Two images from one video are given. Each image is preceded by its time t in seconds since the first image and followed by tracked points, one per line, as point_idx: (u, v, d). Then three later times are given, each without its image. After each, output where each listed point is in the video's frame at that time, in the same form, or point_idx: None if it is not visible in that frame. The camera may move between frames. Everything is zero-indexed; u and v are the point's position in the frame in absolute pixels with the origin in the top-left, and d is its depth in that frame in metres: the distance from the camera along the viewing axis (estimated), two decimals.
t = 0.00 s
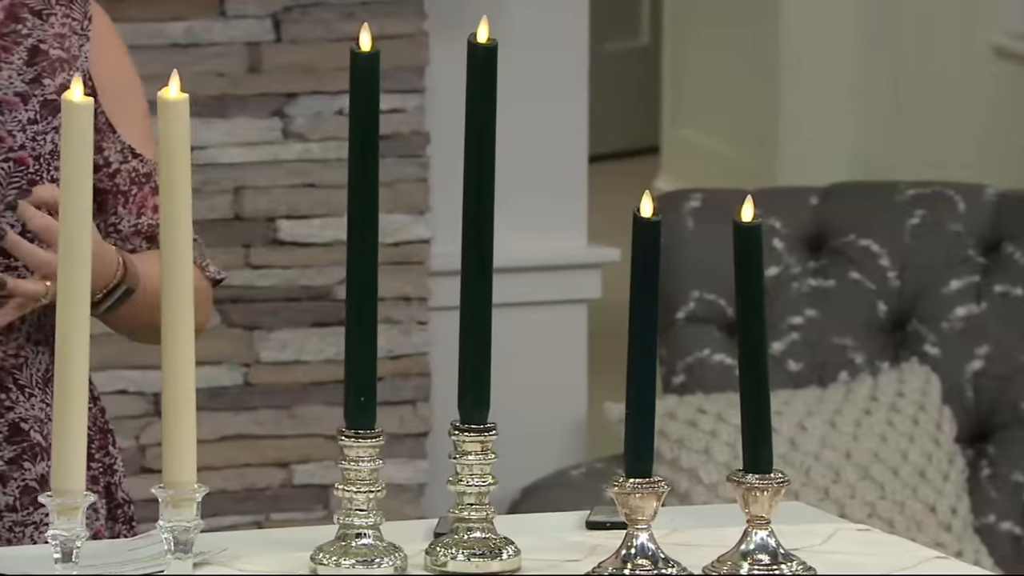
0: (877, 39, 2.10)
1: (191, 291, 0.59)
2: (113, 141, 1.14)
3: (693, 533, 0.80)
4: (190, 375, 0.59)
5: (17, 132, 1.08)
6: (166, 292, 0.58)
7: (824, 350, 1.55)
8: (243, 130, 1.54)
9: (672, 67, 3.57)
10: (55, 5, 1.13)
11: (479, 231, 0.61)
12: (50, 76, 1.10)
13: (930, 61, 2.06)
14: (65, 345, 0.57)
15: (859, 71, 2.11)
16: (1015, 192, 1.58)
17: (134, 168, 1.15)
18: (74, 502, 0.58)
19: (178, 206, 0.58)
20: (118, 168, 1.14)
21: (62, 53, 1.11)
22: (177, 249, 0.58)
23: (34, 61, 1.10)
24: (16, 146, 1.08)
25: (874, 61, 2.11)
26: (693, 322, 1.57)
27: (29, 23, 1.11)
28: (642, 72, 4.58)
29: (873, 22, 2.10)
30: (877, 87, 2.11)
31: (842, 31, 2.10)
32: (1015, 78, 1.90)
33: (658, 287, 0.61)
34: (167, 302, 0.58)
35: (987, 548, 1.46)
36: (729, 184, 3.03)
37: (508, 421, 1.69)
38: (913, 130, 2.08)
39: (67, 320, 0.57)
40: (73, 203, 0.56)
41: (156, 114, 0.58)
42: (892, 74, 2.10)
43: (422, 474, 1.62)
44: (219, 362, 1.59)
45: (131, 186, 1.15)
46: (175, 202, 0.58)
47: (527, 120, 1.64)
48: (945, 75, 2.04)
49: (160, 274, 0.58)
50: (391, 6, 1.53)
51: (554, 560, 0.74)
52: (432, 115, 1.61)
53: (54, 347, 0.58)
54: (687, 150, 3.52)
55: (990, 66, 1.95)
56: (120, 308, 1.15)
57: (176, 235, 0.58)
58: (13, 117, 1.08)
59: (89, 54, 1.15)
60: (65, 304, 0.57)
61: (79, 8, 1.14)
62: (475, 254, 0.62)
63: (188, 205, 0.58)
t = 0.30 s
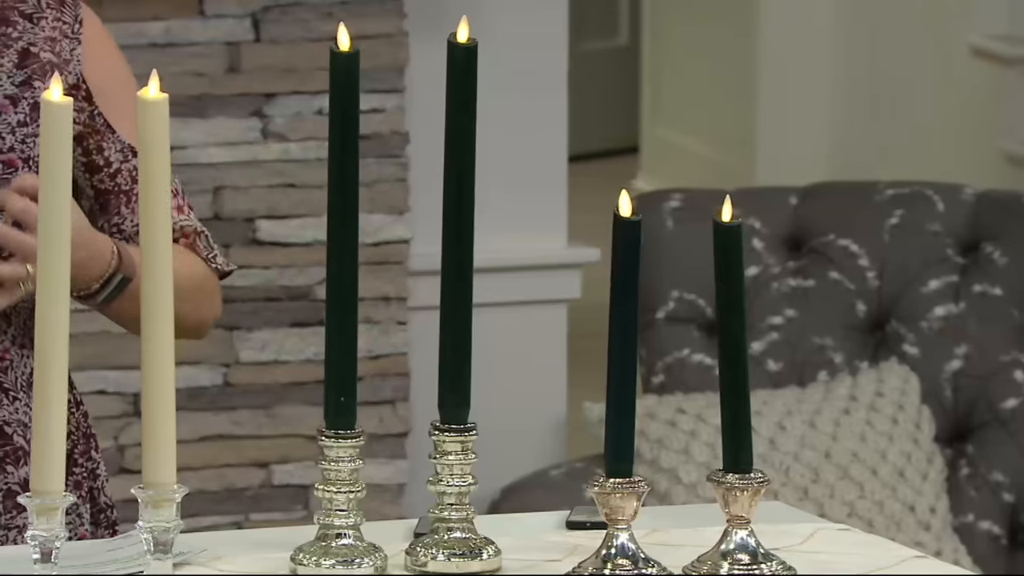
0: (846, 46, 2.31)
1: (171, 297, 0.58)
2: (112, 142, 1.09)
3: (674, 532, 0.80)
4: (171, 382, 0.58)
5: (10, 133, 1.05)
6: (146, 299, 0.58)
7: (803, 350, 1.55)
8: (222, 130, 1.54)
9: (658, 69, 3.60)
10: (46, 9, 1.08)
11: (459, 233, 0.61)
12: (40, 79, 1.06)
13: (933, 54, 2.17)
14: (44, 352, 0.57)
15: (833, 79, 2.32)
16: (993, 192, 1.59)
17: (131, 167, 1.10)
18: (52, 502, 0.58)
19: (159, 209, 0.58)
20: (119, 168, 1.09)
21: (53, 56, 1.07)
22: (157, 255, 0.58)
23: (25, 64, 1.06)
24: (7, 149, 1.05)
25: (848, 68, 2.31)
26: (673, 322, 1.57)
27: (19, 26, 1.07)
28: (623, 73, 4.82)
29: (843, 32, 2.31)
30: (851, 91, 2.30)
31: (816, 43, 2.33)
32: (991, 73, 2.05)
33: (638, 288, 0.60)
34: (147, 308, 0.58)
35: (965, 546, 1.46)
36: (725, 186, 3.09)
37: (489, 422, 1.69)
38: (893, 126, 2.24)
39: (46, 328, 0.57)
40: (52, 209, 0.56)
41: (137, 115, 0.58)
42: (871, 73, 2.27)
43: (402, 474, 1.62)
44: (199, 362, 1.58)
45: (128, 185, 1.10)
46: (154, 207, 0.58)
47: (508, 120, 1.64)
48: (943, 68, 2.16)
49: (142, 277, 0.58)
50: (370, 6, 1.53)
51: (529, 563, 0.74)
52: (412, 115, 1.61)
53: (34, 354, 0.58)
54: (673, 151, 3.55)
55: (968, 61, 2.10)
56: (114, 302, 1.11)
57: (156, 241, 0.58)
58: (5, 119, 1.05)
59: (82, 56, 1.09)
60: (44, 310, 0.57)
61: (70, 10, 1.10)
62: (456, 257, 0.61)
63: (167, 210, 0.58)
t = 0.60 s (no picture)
0: (828, 54, 2.49)
1: (158, 297, 0.59)
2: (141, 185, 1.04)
3: (655, 529, 0.81)
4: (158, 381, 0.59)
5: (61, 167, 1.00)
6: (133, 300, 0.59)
7: (784, 349, 1.56)
8: (207, 131, 1.54)
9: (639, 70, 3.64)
10: (105, 46, 1.06)
11: (443, 233, 0.61)
12: (96, 115, 1.02)
13: (915, 55, 2.27)
14: (31, 353, 0.58)
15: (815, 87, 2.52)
16: (971, 193, 1.60)
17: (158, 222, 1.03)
18: (39, 501, 0.59)
19: (146, 210, 0.58)
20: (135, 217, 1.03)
21: (110, 93, 1.03)
22: (143, 255, 0.58)
23: (82, 99, 1.03)
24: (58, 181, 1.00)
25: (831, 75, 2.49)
26: (655, 321, 1.58)
27: (79, 61, 1.04)
28: (604, 75, 4.88)
29: (826, 42, 2.49)
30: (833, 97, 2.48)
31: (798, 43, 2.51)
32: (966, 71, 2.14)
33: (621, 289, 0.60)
34: (134, 309, 0.59)
35: (943, 543, 1.47)
36: (706, 187, 3.13)
37: (472, 423, 1.70)
38: (876, 126, 2.38)
39: (33, 328, 0.57)
40: (38, 212, 0.56)
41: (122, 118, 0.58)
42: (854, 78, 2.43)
43: (386, 473, 1.63)
44: (184, 362, 1.59)
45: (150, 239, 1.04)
46: (141, 209, 0.58)
47: (492, 121, 1.65)
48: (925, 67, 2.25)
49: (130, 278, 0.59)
50: (355, 7, 1.54)
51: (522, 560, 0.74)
52: (396, 116, 1.61)
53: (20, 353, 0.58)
54: (654, 152, 3.58)
55: (949, 62, 2.19)
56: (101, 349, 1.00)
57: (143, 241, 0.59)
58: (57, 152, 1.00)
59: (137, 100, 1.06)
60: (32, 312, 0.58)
61: (128, 52, 1.07)
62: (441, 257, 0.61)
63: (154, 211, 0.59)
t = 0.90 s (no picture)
0: (806, 52, 2.53)
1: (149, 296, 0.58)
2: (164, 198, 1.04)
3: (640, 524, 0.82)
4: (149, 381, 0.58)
5: (93, 190, 1.01)
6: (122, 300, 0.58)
7: (763, 348, 1.59)
8: (197, 133, 1.56)
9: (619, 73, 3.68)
10: (134, 63, 1.07)
11: (429, 235, 0.62)
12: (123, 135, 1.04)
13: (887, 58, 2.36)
14: (23, 352, 0.58)
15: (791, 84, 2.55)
16: (945, 195, 1.63)
17: (176, 227, 1.05)
18: (32, 497, 0.58)
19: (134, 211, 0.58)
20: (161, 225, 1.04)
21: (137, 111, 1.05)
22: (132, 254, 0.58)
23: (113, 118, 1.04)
24: (89, 205, 1.01)
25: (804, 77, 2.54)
26: (637, 320, 1.60)
27: (109, 78, 1.05)
28: (586, 78, 4.96)
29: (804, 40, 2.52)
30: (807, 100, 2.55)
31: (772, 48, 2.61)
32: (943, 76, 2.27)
33: (604, 288, 0.62)
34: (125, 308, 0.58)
35: (919, 537, 1.50)
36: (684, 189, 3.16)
37: (458, 422, 1.72)
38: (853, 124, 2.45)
39: (25, 328, 0.57)
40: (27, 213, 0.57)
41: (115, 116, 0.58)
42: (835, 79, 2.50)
43: (373, 469, 1.65)
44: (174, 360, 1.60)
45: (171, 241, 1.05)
46: (131, 204, 0.58)
47: (477, 123, 1.67)
48: (908, 73, 2.36)
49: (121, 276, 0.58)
50: (343, 13, 1.56)
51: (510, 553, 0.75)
52: (382, 120, 1.64)
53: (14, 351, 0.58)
54: (634, 154, 3.62)
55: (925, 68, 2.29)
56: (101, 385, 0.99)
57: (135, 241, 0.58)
58: (89, 175, 1.01)
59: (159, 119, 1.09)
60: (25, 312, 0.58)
61: (155, 68, 1.08)
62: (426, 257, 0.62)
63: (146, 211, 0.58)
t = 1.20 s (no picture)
0: (787, 49, 2.64)
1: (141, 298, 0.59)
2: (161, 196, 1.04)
3: (625, 522, 0.83)
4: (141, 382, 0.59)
5: (97, 195, 1.01)
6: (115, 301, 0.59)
7: (746, 347, 1.61)
8: (189, 136, 1.57)
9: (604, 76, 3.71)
10: (133, 66, 1.07)
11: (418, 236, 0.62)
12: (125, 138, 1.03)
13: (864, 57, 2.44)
14: (19, 354, 0.58)
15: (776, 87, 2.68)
16: (925, 196, 1.66)
17: (168, 225, 1.06)
18: (27, 494, 0.59)
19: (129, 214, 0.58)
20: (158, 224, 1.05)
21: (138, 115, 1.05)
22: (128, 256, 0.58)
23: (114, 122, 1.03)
24: (94, 210, 1.00)
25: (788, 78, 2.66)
26: (622, 320, 1.62)
27: (109, 82, 1.05)
28: (572, 83, 5.00)
29: (788, 35, 2.63)
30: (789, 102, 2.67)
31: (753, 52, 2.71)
32: (922, 78, 2.29)
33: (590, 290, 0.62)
34: (118, 309, 0.59)
35: (898, 533, 1.52)
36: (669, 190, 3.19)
37: (446, 420, 1.73)
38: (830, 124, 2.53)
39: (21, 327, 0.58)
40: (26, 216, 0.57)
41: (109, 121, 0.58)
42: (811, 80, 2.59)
43: (363, 466, 1.66)
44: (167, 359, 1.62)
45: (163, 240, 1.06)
46: (126, 209, 0.58)
47: (465, 124, 1.68)
48: (879, 74, 2.40)
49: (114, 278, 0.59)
50: (332, 18, 1.58)
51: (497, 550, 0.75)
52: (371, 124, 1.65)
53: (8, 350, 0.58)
54: (619, 157, 3.65)
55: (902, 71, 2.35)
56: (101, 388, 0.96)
57: (130, 244, 0.59)
58: (92, 180, 1.01)
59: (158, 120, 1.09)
60: (20, 313, 0.58)
61: (154, 69, 1.09)
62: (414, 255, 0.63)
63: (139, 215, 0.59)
